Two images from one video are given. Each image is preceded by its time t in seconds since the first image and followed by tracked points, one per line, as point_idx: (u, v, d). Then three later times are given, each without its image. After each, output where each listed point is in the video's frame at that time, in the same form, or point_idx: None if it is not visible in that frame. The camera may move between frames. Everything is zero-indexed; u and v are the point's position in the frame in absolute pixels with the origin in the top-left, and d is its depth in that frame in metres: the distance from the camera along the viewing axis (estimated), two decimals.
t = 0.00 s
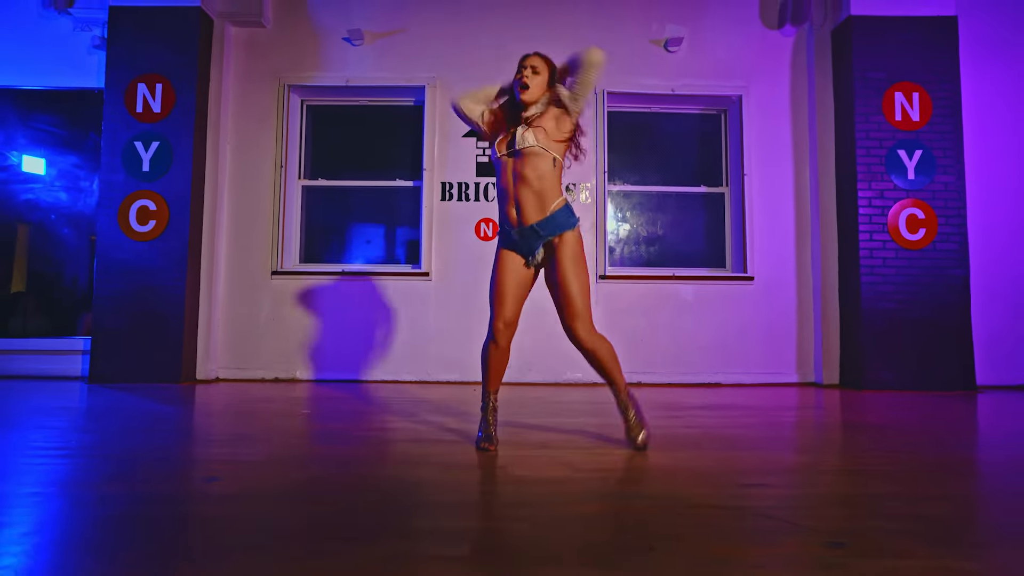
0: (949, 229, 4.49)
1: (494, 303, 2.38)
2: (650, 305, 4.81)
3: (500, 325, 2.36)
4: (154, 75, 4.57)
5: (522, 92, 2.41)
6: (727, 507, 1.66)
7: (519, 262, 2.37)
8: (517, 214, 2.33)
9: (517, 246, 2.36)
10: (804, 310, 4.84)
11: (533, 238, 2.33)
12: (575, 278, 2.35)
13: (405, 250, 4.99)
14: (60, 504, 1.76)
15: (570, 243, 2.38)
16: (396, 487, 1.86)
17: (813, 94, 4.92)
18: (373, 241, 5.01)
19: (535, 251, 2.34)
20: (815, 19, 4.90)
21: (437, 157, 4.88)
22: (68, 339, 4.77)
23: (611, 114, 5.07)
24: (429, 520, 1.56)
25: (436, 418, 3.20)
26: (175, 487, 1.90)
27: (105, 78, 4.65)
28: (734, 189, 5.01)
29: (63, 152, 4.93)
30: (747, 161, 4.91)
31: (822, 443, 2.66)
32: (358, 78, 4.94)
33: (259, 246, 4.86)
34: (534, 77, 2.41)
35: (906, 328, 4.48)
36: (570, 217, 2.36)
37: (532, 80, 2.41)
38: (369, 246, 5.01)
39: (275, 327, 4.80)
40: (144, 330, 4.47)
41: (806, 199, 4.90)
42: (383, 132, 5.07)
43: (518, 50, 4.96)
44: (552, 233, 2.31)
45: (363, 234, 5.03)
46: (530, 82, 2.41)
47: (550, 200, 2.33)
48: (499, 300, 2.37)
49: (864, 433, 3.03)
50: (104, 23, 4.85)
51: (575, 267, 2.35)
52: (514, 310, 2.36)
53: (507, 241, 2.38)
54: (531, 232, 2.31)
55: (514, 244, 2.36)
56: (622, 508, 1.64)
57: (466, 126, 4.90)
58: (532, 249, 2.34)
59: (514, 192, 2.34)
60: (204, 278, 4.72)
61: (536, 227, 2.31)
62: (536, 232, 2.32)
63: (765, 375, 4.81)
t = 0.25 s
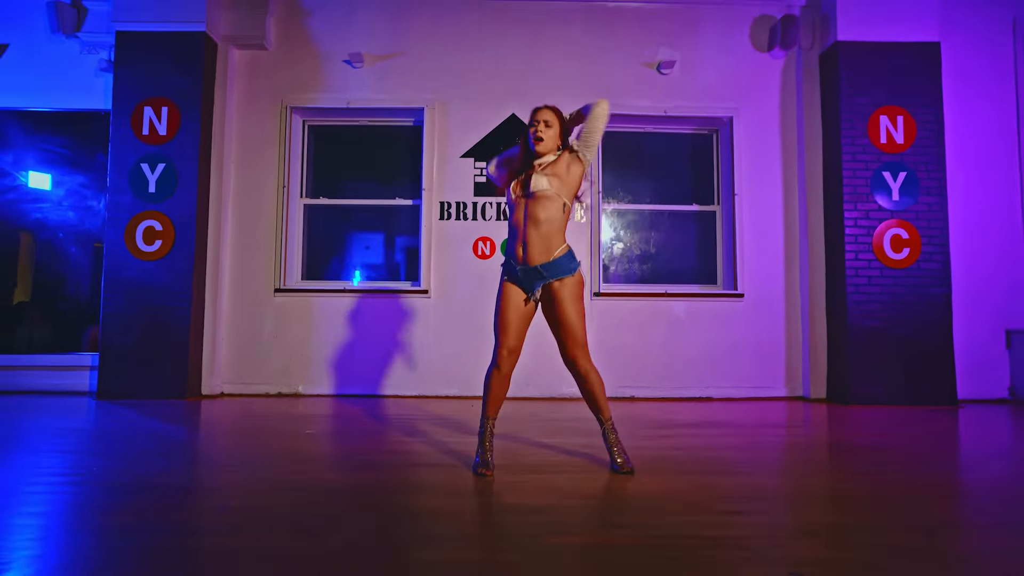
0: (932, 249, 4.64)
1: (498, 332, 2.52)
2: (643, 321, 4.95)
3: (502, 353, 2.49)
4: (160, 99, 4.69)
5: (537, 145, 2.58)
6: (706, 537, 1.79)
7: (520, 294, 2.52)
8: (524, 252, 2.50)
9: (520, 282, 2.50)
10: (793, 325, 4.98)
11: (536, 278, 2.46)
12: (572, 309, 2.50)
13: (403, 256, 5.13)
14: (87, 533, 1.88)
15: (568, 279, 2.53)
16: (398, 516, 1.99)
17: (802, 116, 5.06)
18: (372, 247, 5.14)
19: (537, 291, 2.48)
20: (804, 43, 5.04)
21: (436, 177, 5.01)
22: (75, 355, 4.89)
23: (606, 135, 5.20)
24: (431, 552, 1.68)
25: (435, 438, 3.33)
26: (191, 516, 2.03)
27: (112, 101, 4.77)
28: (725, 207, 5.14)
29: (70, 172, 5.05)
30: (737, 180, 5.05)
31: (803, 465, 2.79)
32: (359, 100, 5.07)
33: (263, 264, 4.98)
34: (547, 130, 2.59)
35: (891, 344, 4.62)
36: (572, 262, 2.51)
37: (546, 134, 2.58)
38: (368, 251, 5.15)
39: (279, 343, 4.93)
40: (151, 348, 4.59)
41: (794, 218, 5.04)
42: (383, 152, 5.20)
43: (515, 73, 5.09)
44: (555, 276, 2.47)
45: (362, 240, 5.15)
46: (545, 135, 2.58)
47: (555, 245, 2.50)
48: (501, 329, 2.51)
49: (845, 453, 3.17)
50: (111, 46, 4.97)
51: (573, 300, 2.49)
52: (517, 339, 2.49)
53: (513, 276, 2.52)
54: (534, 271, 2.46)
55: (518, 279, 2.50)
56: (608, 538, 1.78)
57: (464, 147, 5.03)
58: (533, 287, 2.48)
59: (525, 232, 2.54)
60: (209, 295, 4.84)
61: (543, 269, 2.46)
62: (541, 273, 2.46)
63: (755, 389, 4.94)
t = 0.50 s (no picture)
0: (908, 251, 4.80)
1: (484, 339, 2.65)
2: (630, 320, 5.10)
3: (490, 358, 2.63)
4: (156, 104, 4.78)
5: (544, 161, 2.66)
6: (676, 533, 1.94)
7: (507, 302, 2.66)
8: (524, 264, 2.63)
9: (513, 289, 2.63)
10: (775, 324, 5.14)
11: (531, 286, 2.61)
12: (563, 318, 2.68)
13: (398, 251, 5.25)
14: (99, 532, 2.02)
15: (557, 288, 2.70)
16: (391, 514, 2.13)
17: (785, 120, 5.20)
18: (367, 242, 5.26)
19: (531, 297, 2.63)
20: (787, 49, 5.17)
21: (428, 181, 5.13)
22: (75, 354, 5.00)
23: (594, 138, 5.32)
24: (422, 548, 1.83)
25: (427, 436, 3.47)
26: (195, 515, 2.16)
27: (109, 105, 4.85)
28: (710, 209, 5.28)
29: (68, 174, 5.14)
30: (722, 184, 5.18)
31: (776, 462, 2.95)
32: (352, 104, 5.16)
33: (259, 265, 5.09)
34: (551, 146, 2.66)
35: (868, 343, 4.79)
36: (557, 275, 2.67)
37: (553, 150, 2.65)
38: (363, 246, 5.27)
39: (275, 343, 5.05)
40: (150, 348, 4.71)
41: (777, 220, 5.19)
42: (377, 155, 5.31)
43: (506, 78, 5.19)
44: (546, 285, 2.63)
45: (357, 235, 5.27)
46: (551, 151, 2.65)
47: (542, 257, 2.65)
48: (489, 334, 2.64)
49: (818, 449, 3.33)
50: (107, 51, 5.05)
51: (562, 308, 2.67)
52: (501, 344, 2.64)
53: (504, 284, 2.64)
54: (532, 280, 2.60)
55: (510, 286, 2.63)
56: (585, 534, 1.93)
57: (455, 151, 5.15)
58: (526, 294, 2.62)
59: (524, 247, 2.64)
60: (207, 296, 4.96)
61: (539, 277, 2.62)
62: (536, 281, 2.61)
63: (738, 386, 5.11)
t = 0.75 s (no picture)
0: (893, 232, 4.87)
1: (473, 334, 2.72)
2: (619, 300, 5.19)
3: (481, 352, 2.70)
4: (149, 86, 4.80)
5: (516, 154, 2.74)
6: (648, 504, 2.05)
7: (497, 292, 2.75)
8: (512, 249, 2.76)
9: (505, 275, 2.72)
10: (761, 304, 5.24)
11: (522, 267, 2.76)
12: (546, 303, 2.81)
13: (393, 231, 5.32)
14: (102, 505, 2.13)
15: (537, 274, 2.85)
16: (379, 487, 2.24)
17: (775, 102, 5.23)
18: (363, 221, 5.33)
19: (525, 278, 2.77)
20: (778, 31, 5.17)
21: (421, 162, 5.17)
22: (74, 334, 5.09)
23: (586, 120, 5.35)
24: (407, 518, 1.94)
25: (418, 413, 3.58)
26: (193, 489, 2.27)
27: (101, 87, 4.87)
28: (700, 190, 5.34)
29: (62, 156, 5.18)
30: (711, 165, 5.23)
31: (753, 438, 3.07)
32: (344, 86, 5.18)
33: (254, 246, 5.16)
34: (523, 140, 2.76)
35: (852, 322, 4.89)
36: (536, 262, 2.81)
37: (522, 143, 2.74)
38: (359, 226, 5.33)
39: (271, 323, 5.15)
40: (148, 328, 4.80)
41: (766, 201, 5.25)
42: (369, 137, 5.34)
43: (497, 59, 5.20)
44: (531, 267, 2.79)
45: (353, 215, 5.34)
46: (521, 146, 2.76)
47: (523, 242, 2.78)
48: (478, 327, 2.71)
49: (795, 426, 3.44)
50: (98, 32, 5.05)
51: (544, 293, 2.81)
52: (492, 336, 2.71)
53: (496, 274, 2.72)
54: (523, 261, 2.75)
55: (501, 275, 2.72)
56: (561, 505, 2.04)
57: (447, 133, 5.18)
58: (520, 276, 2.75)
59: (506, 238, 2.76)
60: (203, 277, 5.04)
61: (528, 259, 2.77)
62: (527, 262, 2.77)
63: (724, 364, 5.22)
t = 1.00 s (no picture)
0: (888, 213, 4.86)
1: (470, 322, 2.74)
2: (613, 281, 5.20)
3: (477, 339, 2.73)
4: (139, 64, 4.76)
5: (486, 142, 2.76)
6: (631, 484, 2.09)
7: (493, 276, 2.76)
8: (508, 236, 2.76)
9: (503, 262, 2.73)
10: (755, 284, 5.25)
11: (520, 253, 2.76)
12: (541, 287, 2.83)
13: (391, 211, 5.31)
14: (96, 484, 2.17)
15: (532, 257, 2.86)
16: (369, 467, 2.28)
17: (772, 81, 5.17)
18: (361, 201, 5.31)
19: (523, 262, 2.78)
20: (776, 8, 5.10)
21: (414, 143, 5.14)
22: (71, 315, 5.12)
23: (581, 99, 5.30)
24: (393, 497, 1.98)
25: (411, 393, 3.62)
26: (186, 469, 2.31)
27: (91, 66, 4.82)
28: (695, 171, 5.31)
29: (54, 136, 5.15)
30: (707, 145, 5.20)
31: (740, 418, 3.10)
32: (337, 64, 5.13)
33: (248, 227, 5.16)
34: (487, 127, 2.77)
35: (845, 303, 4.91)
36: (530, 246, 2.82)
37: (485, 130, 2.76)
38: (356, 205, 5.32)
39: (266, 303, 5.17)
40: (144, 309, 4.83)
41: (761, 182, 5.23)
42: (363, 116, 5.30)
43: (491, 37, 5.13)
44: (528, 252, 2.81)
45: (350, 194, 5.31)
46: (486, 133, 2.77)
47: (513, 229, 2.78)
48: (475, 314, 2.73)
49: (783, 406, 3.48)
50: (85, 9, 4.98)
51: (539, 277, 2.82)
52: (487, 325, 2.73)
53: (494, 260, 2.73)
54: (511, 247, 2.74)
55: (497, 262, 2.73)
56: (546, 485, 2.08)
57: (441, 112, 5.14)
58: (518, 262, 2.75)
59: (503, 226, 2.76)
60: (198, 258, 5.05)
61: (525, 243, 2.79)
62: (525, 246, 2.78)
63: (718, 344, 5.26)
